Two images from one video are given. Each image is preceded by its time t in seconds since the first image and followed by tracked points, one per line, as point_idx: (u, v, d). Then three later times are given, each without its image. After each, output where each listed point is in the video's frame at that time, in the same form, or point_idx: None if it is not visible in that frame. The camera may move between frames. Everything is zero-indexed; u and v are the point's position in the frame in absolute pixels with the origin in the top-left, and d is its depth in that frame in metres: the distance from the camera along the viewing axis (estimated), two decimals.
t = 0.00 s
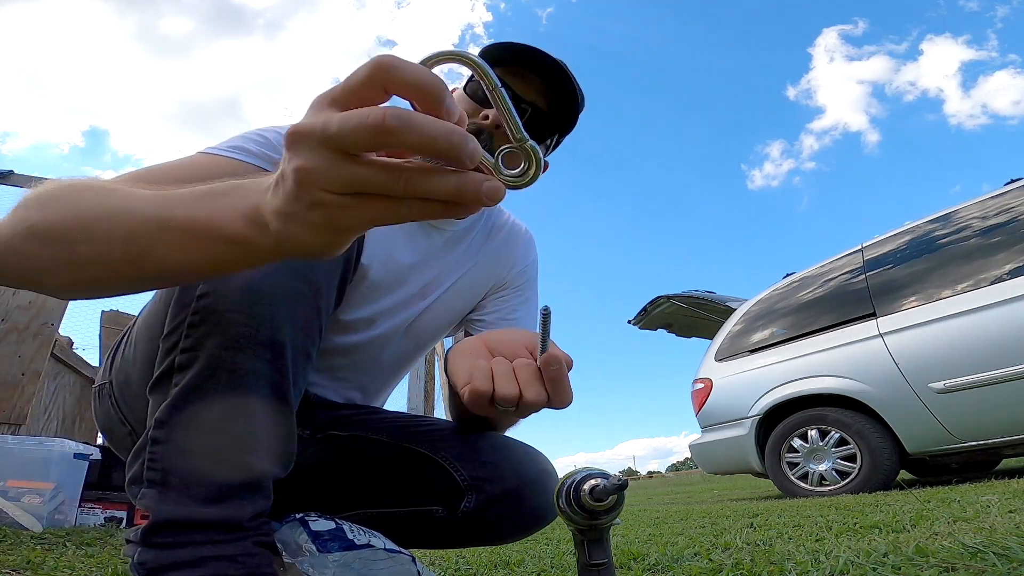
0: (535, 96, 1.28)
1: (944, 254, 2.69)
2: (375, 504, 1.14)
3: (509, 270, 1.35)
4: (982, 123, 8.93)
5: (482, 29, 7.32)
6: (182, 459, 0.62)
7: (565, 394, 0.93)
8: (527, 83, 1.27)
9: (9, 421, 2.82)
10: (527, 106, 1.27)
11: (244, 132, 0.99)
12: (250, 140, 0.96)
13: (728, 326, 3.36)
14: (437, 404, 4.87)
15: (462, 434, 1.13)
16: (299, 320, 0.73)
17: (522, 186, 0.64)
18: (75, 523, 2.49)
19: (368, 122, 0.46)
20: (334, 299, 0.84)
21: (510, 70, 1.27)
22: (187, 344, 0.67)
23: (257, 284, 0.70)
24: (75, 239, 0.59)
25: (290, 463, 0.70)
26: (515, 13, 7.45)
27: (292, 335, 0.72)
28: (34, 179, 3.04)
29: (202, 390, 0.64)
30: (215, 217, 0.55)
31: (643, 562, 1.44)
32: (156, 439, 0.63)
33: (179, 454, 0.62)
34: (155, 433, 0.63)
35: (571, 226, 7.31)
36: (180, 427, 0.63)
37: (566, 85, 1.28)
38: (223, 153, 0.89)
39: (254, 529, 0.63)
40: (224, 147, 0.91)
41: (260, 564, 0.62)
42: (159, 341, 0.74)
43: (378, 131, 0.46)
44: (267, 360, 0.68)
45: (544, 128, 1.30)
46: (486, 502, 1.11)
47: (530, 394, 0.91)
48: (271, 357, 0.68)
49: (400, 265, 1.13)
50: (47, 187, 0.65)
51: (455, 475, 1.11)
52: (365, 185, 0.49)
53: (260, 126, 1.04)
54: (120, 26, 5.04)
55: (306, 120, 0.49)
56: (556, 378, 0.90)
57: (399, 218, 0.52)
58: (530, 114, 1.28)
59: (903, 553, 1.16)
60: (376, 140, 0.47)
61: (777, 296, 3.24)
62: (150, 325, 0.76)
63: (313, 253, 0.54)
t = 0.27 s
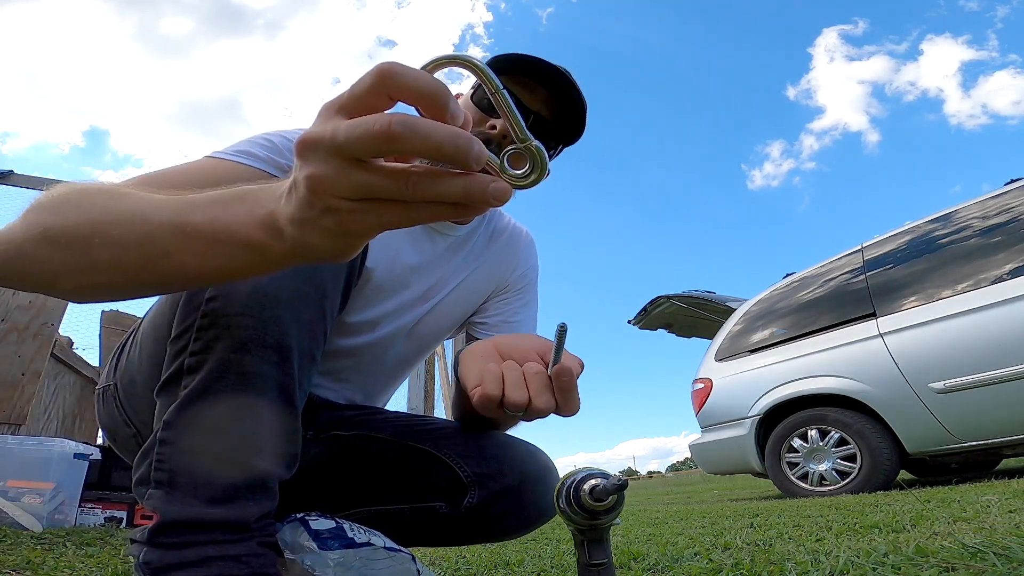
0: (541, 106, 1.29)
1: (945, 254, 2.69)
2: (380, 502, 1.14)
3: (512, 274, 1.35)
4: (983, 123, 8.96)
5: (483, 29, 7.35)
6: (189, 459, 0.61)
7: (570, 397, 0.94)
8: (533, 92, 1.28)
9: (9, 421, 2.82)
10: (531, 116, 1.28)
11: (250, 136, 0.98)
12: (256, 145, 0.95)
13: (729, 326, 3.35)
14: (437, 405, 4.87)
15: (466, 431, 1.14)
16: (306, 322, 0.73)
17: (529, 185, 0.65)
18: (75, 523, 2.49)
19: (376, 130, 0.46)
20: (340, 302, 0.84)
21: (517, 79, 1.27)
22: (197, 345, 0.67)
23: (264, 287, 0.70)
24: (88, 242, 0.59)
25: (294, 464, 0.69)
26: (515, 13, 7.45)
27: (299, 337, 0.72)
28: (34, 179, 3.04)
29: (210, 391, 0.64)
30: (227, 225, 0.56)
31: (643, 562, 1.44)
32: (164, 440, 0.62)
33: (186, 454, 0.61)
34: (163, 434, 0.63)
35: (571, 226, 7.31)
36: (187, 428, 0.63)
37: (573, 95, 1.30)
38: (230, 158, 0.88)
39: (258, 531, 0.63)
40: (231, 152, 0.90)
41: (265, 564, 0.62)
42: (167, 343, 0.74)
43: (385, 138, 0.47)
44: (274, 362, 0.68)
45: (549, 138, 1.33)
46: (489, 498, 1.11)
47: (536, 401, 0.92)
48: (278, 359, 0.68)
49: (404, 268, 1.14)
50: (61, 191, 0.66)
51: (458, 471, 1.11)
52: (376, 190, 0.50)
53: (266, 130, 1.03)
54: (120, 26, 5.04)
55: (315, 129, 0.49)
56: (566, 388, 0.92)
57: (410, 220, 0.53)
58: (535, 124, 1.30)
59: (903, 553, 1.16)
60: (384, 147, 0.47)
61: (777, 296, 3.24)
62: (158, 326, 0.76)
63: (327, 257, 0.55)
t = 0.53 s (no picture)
0: (544, 115, 1.36)
1: (945, 254, 2.70)
2: (381, 502, 1.14)
3: (512, 278, 1.35)
4: (983, 123, 8.96)
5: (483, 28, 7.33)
6: (196, 460, 0.61)
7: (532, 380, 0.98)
8: (538, 103, 1.36)
9: (9, 421, 2.81)
10: (534, 125, 1.35)
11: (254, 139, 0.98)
12: (259, 148, 0.95)
13: (729, 326, 3.36)
14: (437, 405, 4.87)
15: (467, 431, 1.14)
16: (311, 324, 0.73)
17: (529, 201, 0.65)
18: (75, 523, 2.49)
19: (383, 142, 0.47)
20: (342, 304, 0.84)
21: (523, 90, 1.34)
22: (203, 349, 0.67)
23: (270, 289, 0.71)
24: (96, 246, 0.59)
25: (300, 465, 0.69)
26: (515, 13, 7.43)
27: (304, 339, 0.72)
28: (34, 179, 3.03)
29: (217, 393, 0.64)
30: (233, 232, 0.56)
31: (644, 562, 1.44)
32: (172, 442, 0.62)
33: (194, 456, 0.61)
34: (170, 436, 0.63)
35: (571, 226, 7.31)
36: (194, 430, 0.63)
37: (576, 106, 1.37)
38: (235, 162, 0.88)
39: (265, 531, 0.63)
40: (235, 155, 0.90)
41: (272, 564, 0.62)
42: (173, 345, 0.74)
43: (391, 149, 0.47)
44: (281, 364, 0.68)
45: (549, 147, 1.40)
46: (489, 498, 1.11)
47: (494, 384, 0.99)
48: (284, 362, 0.68)
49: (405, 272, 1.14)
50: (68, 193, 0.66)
51: (459, 471, 1.11)
52: (381, 200, 0.51)
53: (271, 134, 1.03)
54: (119, 25, 5.01)
55: (322, 139, 0.50)
56: (521, 371, 0.96)
57: (411, 233, 0.54)
58: (537, 133, 1.36)
59: (904, 554, 1.16)
60: (389, 158, 0.48)
61: (777, 296, 3.24)
62: (163, 328, 0.76)
63: (329, 266, 0.55)
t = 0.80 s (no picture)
0: (544, 119, 1.37)
1: (945, 254, 2.70)
2: (381, 502, 1.15)
3: (511, 278, 1.35)
4: (982, 123, 8.97)
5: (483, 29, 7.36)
6: (197, 461, 0.61)
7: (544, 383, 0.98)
8: (538, 105, 1.36)
9: (9, 421, 2.81)
10: (533, 129, 1.36)
11: (253, 140, 0.98)
12: (259, 149, 0.95)
13: (729, 326, 3.36)
14: (437, 405, 4.87)
15: (468, 431, 1.14)
16: (311, 325, 0.73)
17: (532, 207, 0.65)
18: (75, 523, 2.49)
19: (389, 145, 0.47)
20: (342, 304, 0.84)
21: (523, 93, 1.35)
22: (204, 350, 0.67)
23: (271, 290, 0.71)
24: (98, 249, 0.59)
25: (301, 465, 0.69)
26: (515, 13, 7.44)
27: (304, 340, 0.72)
28: (34, 180, 3.03)
29: (219, 393, 0.64)
30: (236, 235, 0.56)
31: (643, 562, 1.44)
32: (173, 442, 0.62)
33: (194, 455, 0.61)
34: (171, 436, 0.63)
35: (570, 226, 7.31)
36: (194, 430, 0.63)
37: (577, 111, 1.37)
38: (236, 163, 0.88)
39: (265, 531, 0.63)
40: (235, 156, 0.90)
41: (272, 564, 0.62)
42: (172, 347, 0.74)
43: (397, 154, 0.48)
44: (282, 366, 0.68)
45: (549, 150, 1.40)
46: (489, 496, 1.11)
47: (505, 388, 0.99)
48: (286, 362, 0.68)
49: (405, 273, 1.14)
50: (68, 195, 0.66)
51: (460, 470, 1.11)
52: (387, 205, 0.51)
53: (270, 135, 1.03)
54: (119, 25, 5.01)
55: (328, 143, 0.50)
56: (532, 376, 0.95)
57: (416, 236, 0.54)
58: (536, 136, 1.37)
59: (903, 553, 1.16)
60: (397, 162, 0.48)
61: (777, 296, 3.24)
62: (162, 328, 0.76)
63: (333, 270, 0.56)
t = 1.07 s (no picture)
0: (545, 124, 1.36)
1: (945, 254, 2.69)
2: (381, 502, 1.15)
3: (509, 276, 1.35)
4: (983, 123, 8.94)
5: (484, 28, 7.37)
6: (196, 462, 0.61)
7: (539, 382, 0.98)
8: (540, 110, 1.36)
9: (9, 421, 2.81)
10: (534, 133, 1.35)
11: (251, 140, 0.98)
12: (256, 149, 0.95)
13: (729, 326, 3.36)
14: (437, 405, 4.87)
15: (467, 431, 1.14)
16: (309, 325, 0.73)
17: (529, 206, 0.65)
18: (76, 523, 2.49)
19: (385, 157, 0.48)
20: (341, 304, 0.84)
21: (525, 97, 1.35)
22: (201, 351, 0.67)
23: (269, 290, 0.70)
24: (96, 251, 0.59)
25: (299, 465, 0.69)
26: (515, 13, 7.42)
27: (303, 340, 0.72)
28: (35, 180, 3.04)
29: (218, 393, 0.64)
30: (232, 236, 0.56)
31: (643, 562, 1.44)
32: (171, 443, 0.62)
33: (193, 455, 0.61)
34: (170, 437, 0.63)
35: (570, 226, 7.30)
36: (193, 430, 0.63)
37: (578, 116, 1.37)
38: (232, 164, 0.88)
39: (265, 530, 0.63)
40: (232, 156, 0.90)
41: (271, 564, 0.61)
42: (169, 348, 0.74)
43: (392, 165, 0.48)
44: (280, 365, 0.68)
45: (548, 154, 1.40)
46: (489, 496, 1.11)
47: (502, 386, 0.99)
48: (284, 362, 0.68)
49: (402, 272, 1.15)
50: (65, 196, 0.66)
51: (460, 470, 1.11)
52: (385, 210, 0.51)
53: (268, 135, 1.03)
54: (118, 25, 5.00)
55: (321, 152, 0.50)
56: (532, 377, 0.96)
57: (412, 241, 0.54)
58: (537, 139, 1.37)
59: (903, 553, 1.16)
60: (392, 173, 0.48)
61: (777, 296, 3.24)
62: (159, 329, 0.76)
63: (333, 273, 0.56)
